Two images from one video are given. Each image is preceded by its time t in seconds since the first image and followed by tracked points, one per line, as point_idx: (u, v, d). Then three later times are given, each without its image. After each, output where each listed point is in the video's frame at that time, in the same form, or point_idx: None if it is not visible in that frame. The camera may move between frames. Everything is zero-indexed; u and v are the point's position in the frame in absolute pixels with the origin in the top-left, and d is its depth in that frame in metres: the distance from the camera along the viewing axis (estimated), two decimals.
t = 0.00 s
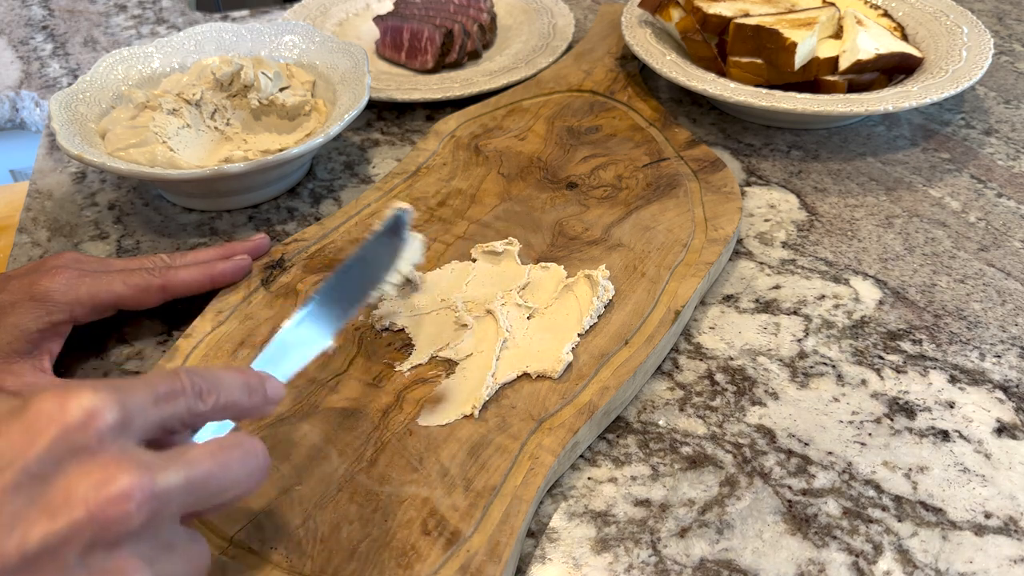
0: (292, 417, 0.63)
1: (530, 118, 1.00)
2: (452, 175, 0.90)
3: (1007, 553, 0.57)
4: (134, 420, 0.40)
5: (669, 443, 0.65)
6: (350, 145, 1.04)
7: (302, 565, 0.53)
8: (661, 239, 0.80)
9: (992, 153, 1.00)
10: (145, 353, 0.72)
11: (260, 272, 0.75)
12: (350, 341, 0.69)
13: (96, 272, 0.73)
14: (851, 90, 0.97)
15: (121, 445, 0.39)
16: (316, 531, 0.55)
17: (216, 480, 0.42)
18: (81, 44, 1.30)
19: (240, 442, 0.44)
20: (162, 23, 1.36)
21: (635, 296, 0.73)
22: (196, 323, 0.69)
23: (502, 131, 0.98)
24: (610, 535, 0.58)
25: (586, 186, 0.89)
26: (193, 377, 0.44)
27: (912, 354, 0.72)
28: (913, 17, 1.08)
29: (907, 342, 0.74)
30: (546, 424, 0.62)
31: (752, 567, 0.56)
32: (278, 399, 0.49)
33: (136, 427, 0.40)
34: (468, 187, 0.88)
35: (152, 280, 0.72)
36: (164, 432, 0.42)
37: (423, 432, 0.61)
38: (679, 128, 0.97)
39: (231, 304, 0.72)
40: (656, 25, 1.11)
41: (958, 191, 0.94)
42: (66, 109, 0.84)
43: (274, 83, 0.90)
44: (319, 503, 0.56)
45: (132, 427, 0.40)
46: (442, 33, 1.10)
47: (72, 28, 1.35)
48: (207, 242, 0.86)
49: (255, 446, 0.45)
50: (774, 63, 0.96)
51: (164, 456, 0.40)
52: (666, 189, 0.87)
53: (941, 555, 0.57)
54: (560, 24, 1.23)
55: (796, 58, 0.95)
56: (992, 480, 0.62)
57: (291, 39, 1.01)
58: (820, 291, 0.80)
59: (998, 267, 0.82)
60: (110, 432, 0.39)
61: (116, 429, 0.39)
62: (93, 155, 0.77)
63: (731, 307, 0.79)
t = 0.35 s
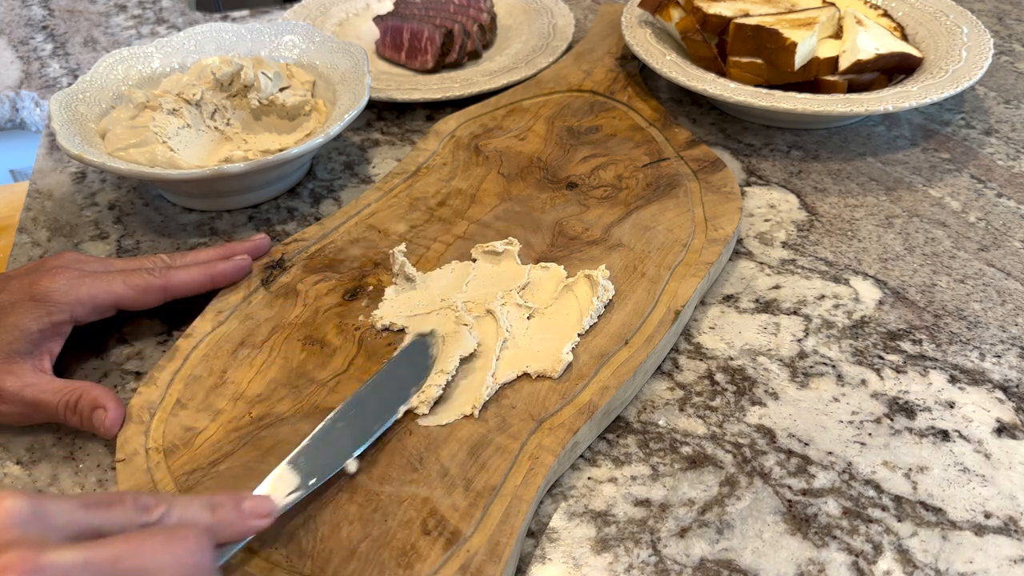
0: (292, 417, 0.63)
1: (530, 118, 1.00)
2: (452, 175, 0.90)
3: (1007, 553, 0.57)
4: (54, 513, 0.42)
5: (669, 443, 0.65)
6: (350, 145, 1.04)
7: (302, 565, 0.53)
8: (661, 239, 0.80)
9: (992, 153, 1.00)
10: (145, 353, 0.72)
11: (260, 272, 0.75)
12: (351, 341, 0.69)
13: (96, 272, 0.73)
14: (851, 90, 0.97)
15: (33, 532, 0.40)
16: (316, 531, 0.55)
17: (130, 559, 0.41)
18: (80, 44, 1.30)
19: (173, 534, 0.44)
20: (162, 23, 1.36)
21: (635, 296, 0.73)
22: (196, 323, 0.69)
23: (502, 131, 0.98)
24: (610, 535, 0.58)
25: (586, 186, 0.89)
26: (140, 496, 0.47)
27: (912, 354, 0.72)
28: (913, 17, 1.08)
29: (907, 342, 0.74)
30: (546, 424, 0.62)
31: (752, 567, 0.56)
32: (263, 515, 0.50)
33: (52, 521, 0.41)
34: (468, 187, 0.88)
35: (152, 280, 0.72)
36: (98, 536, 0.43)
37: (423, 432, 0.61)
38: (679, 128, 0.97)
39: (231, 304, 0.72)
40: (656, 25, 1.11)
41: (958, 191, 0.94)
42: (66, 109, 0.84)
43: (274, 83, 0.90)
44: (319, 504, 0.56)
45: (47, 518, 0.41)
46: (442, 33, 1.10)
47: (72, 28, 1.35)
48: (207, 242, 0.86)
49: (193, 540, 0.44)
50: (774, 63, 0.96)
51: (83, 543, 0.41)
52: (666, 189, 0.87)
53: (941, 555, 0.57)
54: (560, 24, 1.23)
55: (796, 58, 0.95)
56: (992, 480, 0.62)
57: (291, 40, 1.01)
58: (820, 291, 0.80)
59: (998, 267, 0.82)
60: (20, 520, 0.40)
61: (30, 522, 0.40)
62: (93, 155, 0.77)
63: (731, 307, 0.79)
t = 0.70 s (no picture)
0: (292, 417, 0.63)
1: (530, 119, 1.00)
2: (452, 175, 0.90)
3: (1007, 553, 0.57)
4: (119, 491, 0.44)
5: (669, 443, 0.65)
6: (350, 145, 1.04)
7: (301, 565, 0.53)
8: (661, 239, 0.80)
9: (992, 153, 1.00)
10: (145, 352, 0.72)
11: (260, 272, 0.75)
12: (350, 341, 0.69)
13: (95, 271, 0.73)
14: (851, 90, 0.97)
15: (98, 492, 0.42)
16: (316, 531, 0.55)
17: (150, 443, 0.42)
18: (81, 44, 1.30)
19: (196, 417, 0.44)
20: (162, 23, 1.36)
21: (635, 296, 0.73)
22: (196, 323, 0.69)
23: (502, 131, 0.98)
24: (610, 535, 0.58)
25: (586, 186, 0.89)
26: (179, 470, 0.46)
27: (912, 354, 0.72)
28: (913, 17, 1.08)
29: (907, 342, 0.74)
30: (546, 424, 0.62)
31: (752, 567, 0.56)
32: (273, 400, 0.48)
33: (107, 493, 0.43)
34: (468, 187, 0.88)
35: (151, 280, 0.72)
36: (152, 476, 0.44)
37: (423, 432, 0.61)
38: (679, 128, 0.97)
39: (231, 304, 0.72)
40: (656, 25, 1.11)
41: (958, 191, 0.94)
42: (66, 109, 0.84)
43: (274, 83, 0.90)
44: (319, 504, 0.56)
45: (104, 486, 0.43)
46: (442, 33, 1.10)
47: (72, 28, 1.35)
48: (207, 242, 0.86)
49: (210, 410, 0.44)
50: (774, 63, 0.96)
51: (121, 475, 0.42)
52: (666, 189, 0.87)
53: (941, 555, 0.57)
54: (560, 24, 1.23)
55: (796, 58, 0.95)
56: (992, 480, 0.62)
57: (291, 40, 1.01)
58: (820, 291, 0.80)
59: (998, 267, 0.82)
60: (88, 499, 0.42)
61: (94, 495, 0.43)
62: (94, 155, 0.77)
63: (731, 307, 0.79)
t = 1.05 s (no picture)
0: (292, 417, 0.63)
1: (530, 118, 1.00)
2: (452, 175, 0.90)
3: (1007, 553, 0.57)
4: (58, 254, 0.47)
5: (669, 443, 0.65)
6: (350, 144, 1.04)
7: (301, 565, 0.53)
8: (661, 239, 0.80)
9: (992, 153, 1.00)
10: (145, 353, 0.72)
11: (260, 272, 0.75)
12: (351, 341, 0.69)
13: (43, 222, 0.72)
14: (851, 90, 0.97)
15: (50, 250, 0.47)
16: (316, 531, 0.55)
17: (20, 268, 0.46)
18: (80, 44, 1.30)
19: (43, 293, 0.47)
20: (162, 23, 1.36)
21: (635, 296, 0.73)
22: (196, 323, 0.69)
23: (502, 131, 0.98)
24: (610, 535, 0.58)
25: (586, 186, 0.89)
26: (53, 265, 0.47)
27: (912, 354, 0.72)
28: (913, 17, 1.08)
29: (907, 342, 0.74)
30: (546, 423, 0.62)
31: (752, 567, 0.56)
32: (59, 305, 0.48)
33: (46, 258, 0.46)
34: (468, 187, 0.88)
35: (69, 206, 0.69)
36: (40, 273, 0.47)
37: (423, 432, 0.61)
38: (679, 128, 0.97)
39: (231, 304, 0.72)
40: (656, 25, 1.11)
41: (958, 191, 0.94)
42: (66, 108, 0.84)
43: (275, 83, 0.91)
44: (319, 503, 0.56)
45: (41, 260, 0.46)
46: (442, 33, 1.10)
47: (72, 28, 1.35)
48: (207, 242, 0.86)
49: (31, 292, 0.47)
50: (775, 63, 0.96)
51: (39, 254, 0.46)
52: (666, 189, 0.87)
53: (941, 555, 0.57)
54: (561, 24, 1.23)
55: (796, 58, 0.95)
56: (992, 480, 0.62)
57: (291, 39, 1.01)
58: (820, 291, 0.80)
59: (997, 267, 0.82)
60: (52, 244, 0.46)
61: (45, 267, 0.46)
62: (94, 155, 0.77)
63: (731, 307, 0.79)
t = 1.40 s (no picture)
0: (292, 416, 0.63)
1: (530, 118, 1.00)
2: (452, 175, 0.90)
3: (1006, 553, 0.57)
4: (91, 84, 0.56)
5: (669, 443, 0.65)
6: (350, 144, 1.04)
7: (301, 566, 0.53)
8: (661, 239, 0.80)
9: (992, 153, 1.00)
10: (145, 352, 0.72)
11: (259, 272, 0.75)
12: (351, 341, 0.69)
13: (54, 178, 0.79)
14: (851, 90, 0.97)
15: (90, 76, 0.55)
16: (316, 532, 0.55)
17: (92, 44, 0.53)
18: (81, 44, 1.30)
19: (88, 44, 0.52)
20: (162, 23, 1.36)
21: (635, 296, 0.73)
22: (196, 323, 0.69)
23: (502, 131, 0.98)
24: (610, 535, 0.58)
25: (586, 186, 0.89)
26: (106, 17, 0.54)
27: (912, 354, 0.72)
28: (913, 17, 1.08)
29: (907, 342, 0.74)
30: (546, 424, 0.62)
31: (752, 566, 0.56)
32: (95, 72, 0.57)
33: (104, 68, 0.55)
34: (468, 187, 0.88)
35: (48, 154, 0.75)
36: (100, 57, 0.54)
37: (423, 432, 0.61)
38: (679, 128, 0.97)
39: (231, 304, 0.72)
40: (656, 25, 1.11)
41: (958, 191, 0.94)
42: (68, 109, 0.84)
43: (276, 82, 0.90)
44: (319, 503, 0.56)
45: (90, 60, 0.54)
46: (442, 33, 1.10)
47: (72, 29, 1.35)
48: (207, 243, 0.86)
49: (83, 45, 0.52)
50: (775, 63, 0.96)
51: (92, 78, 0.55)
52: (666, 189, 0.87)
53: (941, 555, 0.57)
54: (561, 24, 1.23)
55: (796, 58, 0.95)
56: (992, 480, 0.62)
57: (290, 39, 1.01)
58: (820, 291, 0.80)
59: (997, 267, 0.82)
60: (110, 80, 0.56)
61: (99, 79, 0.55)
62: (95, 156, 0.77)
63: (731, 307, 0.79)
